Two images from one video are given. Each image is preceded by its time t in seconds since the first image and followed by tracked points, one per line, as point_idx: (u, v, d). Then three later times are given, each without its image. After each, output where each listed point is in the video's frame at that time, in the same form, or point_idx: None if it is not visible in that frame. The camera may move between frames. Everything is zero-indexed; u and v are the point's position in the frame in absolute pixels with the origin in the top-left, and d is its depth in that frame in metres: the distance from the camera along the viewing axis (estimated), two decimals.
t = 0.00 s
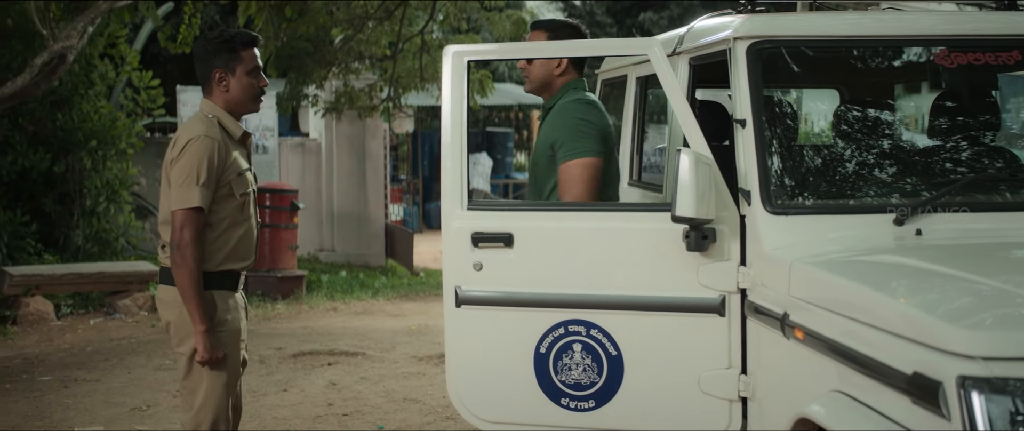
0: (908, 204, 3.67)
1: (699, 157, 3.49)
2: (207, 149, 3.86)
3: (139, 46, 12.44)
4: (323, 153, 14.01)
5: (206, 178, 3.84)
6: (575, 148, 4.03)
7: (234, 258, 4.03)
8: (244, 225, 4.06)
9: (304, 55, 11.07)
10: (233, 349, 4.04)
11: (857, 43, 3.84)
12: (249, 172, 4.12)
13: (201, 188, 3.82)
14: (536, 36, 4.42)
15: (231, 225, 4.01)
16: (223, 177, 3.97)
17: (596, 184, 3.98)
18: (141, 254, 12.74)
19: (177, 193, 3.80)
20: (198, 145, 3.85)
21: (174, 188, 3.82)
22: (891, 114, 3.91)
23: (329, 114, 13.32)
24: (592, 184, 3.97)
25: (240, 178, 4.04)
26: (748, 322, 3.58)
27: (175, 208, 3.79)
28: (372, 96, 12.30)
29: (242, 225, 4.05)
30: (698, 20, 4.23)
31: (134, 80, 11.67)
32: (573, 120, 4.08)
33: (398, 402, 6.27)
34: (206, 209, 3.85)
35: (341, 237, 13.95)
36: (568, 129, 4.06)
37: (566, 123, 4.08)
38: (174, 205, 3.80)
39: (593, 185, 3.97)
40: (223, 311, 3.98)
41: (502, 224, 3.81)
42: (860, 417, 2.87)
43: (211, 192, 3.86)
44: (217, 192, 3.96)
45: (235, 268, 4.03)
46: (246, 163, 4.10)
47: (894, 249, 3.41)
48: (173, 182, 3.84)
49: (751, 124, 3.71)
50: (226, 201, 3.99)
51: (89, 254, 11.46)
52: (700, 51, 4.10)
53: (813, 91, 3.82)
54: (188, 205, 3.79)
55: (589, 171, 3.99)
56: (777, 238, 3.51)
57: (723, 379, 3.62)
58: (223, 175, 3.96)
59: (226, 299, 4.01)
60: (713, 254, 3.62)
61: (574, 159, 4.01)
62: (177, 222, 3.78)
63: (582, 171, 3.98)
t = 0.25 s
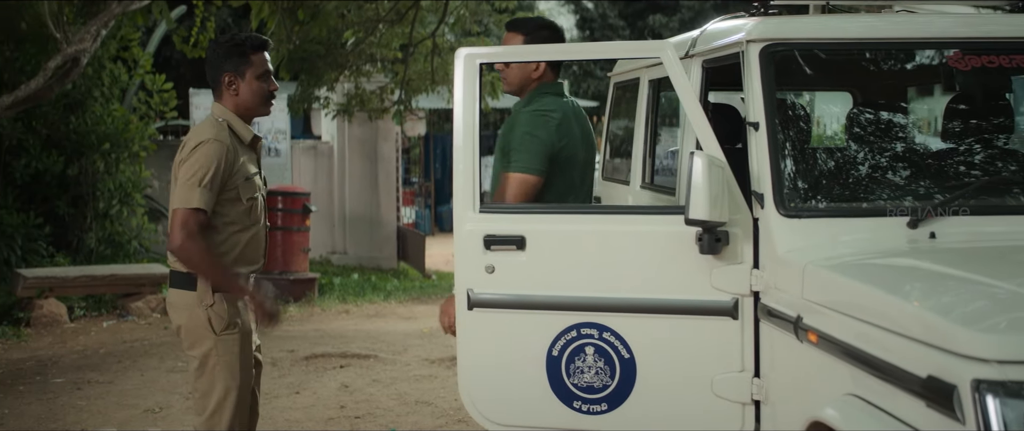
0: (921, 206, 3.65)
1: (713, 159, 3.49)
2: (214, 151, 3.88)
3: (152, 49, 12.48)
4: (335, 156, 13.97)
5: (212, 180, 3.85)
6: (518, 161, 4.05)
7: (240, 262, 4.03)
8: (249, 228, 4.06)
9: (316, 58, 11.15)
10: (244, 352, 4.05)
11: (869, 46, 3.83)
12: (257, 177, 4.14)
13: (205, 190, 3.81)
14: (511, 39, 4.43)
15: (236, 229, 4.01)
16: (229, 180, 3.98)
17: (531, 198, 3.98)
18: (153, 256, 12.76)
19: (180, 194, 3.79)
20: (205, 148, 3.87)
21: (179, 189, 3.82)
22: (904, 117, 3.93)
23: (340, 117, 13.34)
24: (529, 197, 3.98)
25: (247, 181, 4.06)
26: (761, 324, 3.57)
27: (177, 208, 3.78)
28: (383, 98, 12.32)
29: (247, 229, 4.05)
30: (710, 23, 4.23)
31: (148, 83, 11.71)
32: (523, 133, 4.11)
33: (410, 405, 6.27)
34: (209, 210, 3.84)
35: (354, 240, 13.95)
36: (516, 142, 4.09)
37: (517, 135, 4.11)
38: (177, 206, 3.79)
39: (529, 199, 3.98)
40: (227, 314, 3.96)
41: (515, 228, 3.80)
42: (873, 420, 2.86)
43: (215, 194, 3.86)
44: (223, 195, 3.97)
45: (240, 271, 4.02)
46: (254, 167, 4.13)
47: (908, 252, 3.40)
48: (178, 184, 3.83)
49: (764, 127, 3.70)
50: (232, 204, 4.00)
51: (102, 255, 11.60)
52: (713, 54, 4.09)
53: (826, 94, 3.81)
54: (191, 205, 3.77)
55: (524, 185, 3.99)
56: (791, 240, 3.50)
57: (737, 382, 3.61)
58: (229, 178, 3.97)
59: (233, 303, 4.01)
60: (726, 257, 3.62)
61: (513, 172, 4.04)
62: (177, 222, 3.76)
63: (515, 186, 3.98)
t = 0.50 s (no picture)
0: (937, 208, 3.65)
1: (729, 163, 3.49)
2: (235, 161, 4.02)
3: (166, 49, 12.49)
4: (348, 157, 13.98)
5: (232, 188, 4.01)
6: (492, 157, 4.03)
7: (243, 265, 4.17)
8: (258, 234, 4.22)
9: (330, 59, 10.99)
10: (239, 352, 4.13)
11: (884, 47, 3.82)
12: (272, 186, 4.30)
13: (226, 197, 3.98)
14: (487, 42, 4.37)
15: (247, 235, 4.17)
16: (245, 188, 4.14)
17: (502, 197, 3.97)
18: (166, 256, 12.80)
19: (202, 200, 3.96)
20: (226, 156, 4.01)
21: (200, 193, 3.98)
22: (919, 117, 3.91)
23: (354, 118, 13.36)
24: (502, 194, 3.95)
25: (261, 190, 4.21)
26: (773, 326, 3.57)
27: (198, 213, 3.94)
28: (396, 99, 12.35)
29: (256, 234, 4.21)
30: (724, 24, 4.21)
31: (162, 84, 11.75)
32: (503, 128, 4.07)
33: (424, 406, 6.28)
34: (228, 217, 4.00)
35: (367, 240, 13.96)
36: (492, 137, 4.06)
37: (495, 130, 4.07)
38: (198, 210, 3.95)
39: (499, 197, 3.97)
40: (228, 314, 4.10)
41: (529, 228, 3.81)
42: (887, 422, 2.86)
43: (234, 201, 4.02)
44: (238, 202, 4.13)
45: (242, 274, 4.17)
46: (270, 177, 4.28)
47: (923, 253, 3.39)
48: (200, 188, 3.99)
49: (778, 128, 3.68)
50: (244, 210, 4.15)
51: (116, 256, 11.69)
52: (727, 55, 4.06)
53: (841, 94, 3.79)
54: (212, 211, 3.94)
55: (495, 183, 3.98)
56: (805, 241, 3.49)
57: (751, 383, 3.61)
58: (245, 186, 4.12)
59: (232, 303, 4.14)
60: (740, 259, 3.61)
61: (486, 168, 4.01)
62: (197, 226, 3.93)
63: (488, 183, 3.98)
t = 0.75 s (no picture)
0: (955, 209, 3.63)
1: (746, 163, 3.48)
2: (247, 165, 4.01)
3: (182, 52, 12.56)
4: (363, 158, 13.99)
5: (242, 191, 4.01)
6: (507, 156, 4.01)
7: (249, 268, 4.17)
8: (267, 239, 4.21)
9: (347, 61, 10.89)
10: (243, 352, 4.14)
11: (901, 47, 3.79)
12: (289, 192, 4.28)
13: (236, 201, 3.98)
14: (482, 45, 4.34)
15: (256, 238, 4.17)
16: (256, 192, 4.13)
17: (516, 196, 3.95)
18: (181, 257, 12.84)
19: (211, 201, 3.96)
20: (239, 161, 4.01)
21: (210, 195, 3.98)
22: (936, 118, 3.90)
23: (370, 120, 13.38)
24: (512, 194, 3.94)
25: (273, 196, 4.20)
26: (790, 327, 3.56)
27: (207, 213, 3.95)
28: (412, 101, 12.32)
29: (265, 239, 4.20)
30: (741, 24, 4.20)
31: (179, 85, 11.77)
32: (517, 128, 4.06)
33: (439, 407, 6.27)
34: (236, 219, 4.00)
35: (383, 242, 13.97)
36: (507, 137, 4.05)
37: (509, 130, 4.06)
38: (207, 211, 3.96)
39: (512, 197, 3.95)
40: (231, 314, 4.11)
41: (545, 229, 3.80)
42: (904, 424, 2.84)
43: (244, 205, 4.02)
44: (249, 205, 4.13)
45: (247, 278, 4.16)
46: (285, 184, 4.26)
47: (940, 255, 3.37)
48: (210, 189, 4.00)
49: (795, 130, 3.67)
50: (254, 214, 4.15)
51: (132, 257, 11.74)
52: (743, 55, 4.05)
53: (857, 95, 3.78)
54: (221, 213, 3.95)
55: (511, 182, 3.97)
56: (821, 243, 3.48)
57: (768, 385, 3.59)
58: (257, 191, 4.12)
59: (236, 303, 4.14)
60: (755, 260, 3.60)
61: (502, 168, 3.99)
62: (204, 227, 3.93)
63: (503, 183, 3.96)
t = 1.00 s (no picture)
0: (970, 211, 3.61)
1: (761, 166, 3.47)
2: (245, 155, 3.90)
3: (198, 54, 12.61)
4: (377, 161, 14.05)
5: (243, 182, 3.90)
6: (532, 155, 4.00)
7: (272, 260, 4.05)
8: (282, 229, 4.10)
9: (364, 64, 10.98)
10: (274, 349, 4.03)
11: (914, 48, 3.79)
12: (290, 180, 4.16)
13: (236, 192, 3.87)
14: (487, 48, 4.28)
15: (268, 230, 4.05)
16: (259, 182, 4.02)
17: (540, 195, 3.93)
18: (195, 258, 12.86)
19: (213, 196, 3.87)
20: (236, 152, 3.91)
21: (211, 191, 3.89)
22: (951, 119, 3.88)
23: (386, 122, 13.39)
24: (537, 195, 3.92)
25: (278, 184, 4.09)
26: (805, 328, 3.55)
27: (211, 209, 3.86)
28: (427, 103, 12.52)
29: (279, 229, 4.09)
30: (756, 26, 4.20)
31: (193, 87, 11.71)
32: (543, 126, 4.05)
33: (453, 408, 6.28)
34: (241, 211, 3.90)
35: (396, 244, 14.00)
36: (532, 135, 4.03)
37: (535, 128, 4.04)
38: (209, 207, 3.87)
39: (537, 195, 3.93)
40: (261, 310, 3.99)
41: (563, 230, 3.82)
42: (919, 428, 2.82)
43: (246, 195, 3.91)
44: (254, 196, 4.02)
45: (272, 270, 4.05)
46: (286, 171, 4.14)
47: (955, 257, 3.36)
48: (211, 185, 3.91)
49: (810, 131, 3.66)
50: (262, 205, 4.04)
51: (147, 258, 11.74)
52: (758, 56, 4.03)
53: (873, 96, 3.77)
54: (223, 207, 3.85)
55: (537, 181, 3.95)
56: (836, 245, 3.47)
57: (783, 387, 3.58)
58: (260, 180, 4.01)
59: (264, 299, 4.02)
60: (768, 262, 3.59)
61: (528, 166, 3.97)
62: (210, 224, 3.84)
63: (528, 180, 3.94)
